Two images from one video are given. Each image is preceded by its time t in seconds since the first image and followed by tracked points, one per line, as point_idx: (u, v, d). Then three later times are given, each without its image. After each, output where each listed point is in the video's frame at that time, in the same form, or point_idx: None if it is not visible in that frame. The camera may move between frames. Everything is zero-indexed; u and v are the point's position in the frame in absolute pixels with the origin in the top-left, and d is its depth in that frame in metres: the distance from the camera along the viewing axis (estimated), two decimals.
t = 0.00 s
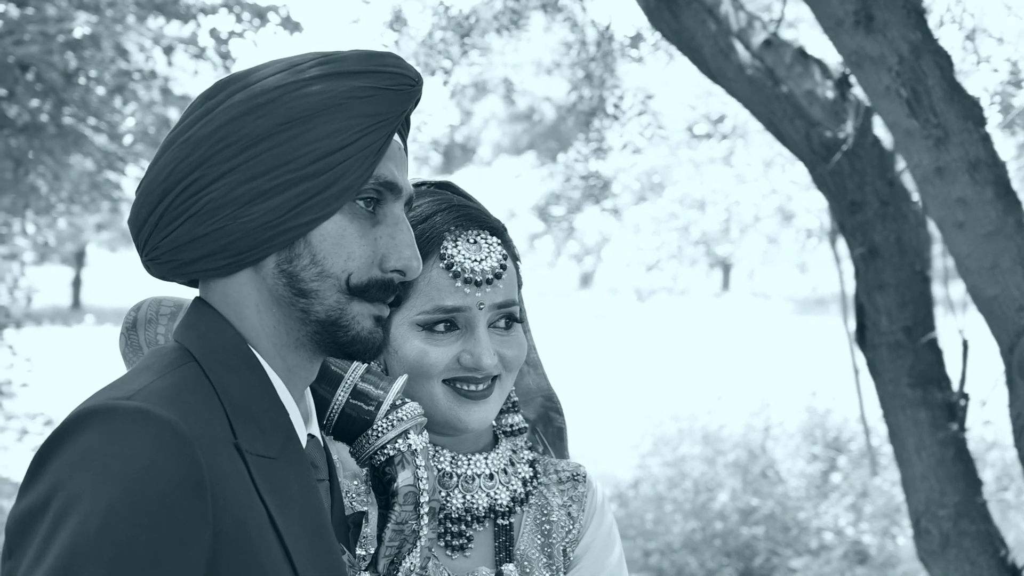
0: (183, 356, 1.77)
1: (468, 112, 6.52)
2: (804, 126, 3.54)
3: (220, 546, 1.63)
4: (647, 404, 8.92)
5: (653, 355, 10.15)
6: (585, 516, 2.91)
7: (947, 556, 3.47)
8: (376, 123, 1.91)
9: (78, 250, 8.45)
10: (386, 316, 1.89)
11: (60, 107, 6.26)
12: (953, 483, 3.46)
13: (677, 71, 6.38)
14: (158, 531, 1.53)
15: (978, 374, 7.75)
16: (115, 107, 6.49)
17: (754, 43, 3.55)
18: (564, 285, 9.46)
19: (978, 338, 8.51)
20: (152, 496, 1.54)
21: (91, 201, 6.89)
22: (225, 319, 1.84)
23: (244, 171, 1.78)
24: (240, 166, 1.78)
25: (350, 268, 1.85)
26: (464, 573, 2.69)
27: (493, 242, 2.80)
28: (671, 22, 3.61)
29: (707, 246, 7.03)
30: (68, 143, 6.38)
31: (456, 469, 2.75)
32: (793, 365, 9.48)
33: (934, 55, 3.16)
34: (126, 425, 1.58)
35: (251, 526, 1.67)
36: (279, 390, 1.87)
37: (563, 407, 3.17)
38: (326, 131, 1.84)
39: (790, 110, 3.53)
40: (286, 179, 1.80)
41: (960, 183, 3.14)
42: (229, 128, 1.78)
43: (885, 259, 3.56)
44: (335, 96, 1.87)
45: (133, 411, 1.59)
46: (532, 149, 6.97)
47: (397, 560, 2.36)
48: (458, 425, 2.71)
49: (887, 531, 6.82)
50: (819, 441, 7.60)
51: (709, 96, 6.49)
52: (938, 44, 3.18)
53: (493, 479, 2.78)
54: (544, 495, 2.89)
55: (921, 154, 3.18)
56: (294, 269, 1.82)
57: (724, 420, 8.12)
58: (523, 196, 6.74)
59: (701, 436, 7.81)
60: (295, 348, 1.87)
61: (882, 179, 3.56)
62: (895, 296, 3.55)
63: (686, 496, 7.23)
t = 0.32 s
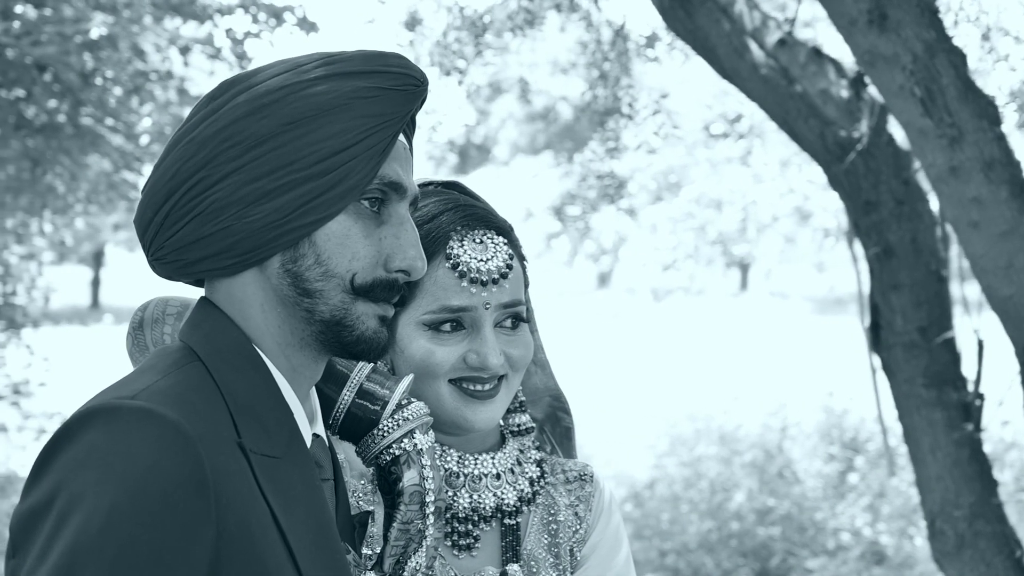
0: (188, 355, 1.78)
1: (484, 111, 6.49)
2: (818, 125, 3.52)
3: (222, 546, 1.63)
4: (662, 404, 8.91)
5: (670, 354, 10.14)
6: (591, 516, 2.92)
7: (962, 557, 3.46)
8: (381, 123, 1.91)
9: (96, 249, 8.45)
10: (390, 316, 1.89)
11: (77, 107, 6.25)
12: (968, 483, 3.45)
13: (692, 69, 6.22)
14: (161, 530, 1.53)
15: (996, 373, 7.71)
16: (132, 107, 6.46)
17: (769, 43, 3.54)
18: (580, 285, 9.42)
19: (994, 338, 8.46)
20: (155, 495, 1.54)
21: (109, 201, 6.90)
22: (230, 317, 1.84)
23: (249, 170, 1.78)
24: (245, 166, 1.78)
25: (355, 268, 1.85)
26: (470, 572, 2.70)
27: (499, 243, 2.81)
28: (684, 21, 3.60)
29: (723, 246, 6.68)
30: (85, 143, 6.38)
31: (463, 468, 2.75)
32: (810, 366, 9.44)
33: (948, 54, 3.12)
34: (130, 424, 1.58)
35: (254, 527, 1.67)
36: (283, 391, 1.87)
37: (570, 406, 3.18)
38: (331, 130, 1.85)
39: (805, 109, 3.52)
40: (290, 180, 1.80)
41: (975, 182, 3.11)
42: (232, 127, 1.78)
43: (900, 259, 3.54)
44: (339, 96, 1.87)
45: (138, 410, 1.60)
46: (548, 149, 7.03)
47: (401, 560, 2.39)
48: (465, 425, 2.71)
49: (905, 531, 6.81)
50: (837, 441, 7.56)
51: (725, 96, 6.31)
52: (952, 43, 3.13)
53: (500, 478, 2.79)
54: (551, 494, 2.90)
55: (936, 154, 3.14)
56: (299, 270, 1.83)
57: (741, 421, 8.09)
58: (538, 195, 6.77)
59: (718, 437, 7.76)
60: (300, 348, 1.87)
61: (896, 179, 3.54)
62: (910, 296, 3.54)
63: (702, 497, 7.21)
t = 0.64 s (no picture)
0: (192, 356, 1.78)
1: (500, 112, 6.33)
2: (832, 125, 3.52)
3: (223, 544, 1.63)
4: (678, 405, 8.86)
5: (686, 353, 10.12)
6: (598, 515, 2.93)
7: (976, 558, 3.44)
8: (384, 124, 1.91)
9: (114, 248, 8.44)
10: (394, 316, 1.89)
11: (94, 108, 6.13)
12: (982, 484, 3.43)
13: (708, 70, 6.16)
14: (161, 530, 1.53)
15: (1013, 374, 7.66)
16: (150, 108, 6.38)
17: (782, 42, 3.53)
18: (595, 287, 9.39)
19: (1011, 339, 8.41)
20: (157, 494, 1.55)
21: (126, 201, 6.89)
22: (234, 317, 1.85)
23: (252, 170, 1.79)
24: (248, 166, 1.78)
25: (358, 268, 1.85)
26: (476, 572, 2.71)
27: (504, 242, 2.82)
28: (698, 21, 3.59)
29: (740, 246, 6.50)
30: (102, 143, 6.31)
31: (469, 467, 2.77)
32: (827, 368, 9.41)
33: (962, 52, 3.05)
34: (132, 424, 1.59)
35: (255, 527, 1.67)
36: (287, 390, 1.88)
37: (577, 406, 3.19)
38: (334, 130, 1.85)
39: (819, 109, 3.51)
40: (294, 180, 1.80)
41: (989, 181, 3.03)
42: (236, 127, 1.79)
43: (915, 258, 3.53)
44: (342, 96, 1.88)
45: (139, 410, 1.60)
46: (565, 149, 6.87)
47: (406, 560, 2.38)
48: (470, 424, 2.72)
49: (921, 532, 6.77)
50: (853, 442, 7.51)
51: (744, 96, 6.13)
52: (966, 41, 3.06)
53: (507, 478, 2.80)
54: (557, 494, 2.92)
55: (949, 153, 3.07)
56: (302, 269, 1.83)
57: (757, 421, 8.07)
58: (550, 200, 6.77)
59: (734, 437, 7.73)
60: (304, 348, 1.87)
61: (911, 178, 3.53)
62: (924, 296, 3.53)
63: (717, 497, 7.19)
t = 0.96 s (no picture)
0: (196, 355, 1.79)
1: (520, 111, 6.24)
2: (847, 124, 3.51)
3: (226, 544, 1.64)
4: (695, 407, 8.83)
5: (705, 352, 10.13)
6: (604, 514, 2.97)
7: (992, 559, 3.40)
8: (388, 124, 1.92)
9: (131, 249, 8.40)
10: (398, 315, 1.90)
11: (112, 108, 6.07)
12: (997, 484, 3.41)
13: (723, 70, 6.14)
14: (164, 529, 1.54)
15: None
16: (167, 109, 6.33)
17: (797, 42, 3.52)
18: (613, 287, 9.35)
19: None
20: (159, 493, 1.55)
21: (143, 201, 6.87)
22: (238, 316, 1.85)
23: (257, 169, 1.79)
24: (252, 166, 1.79)
25: (362, 267, 1.86)
26: (482, 571, 2.77)
27: (510, 242, 2.87)
28: (713, 20, 3.57)
29: (758, 246, 6.49)
30: (120, 143, 6.23)
31: (476, 467, 2.81)
32: (844, 368, 9.41)
33: (976, 51, 3.02)
34: (135, 422, 1.59)
35: (258, 526, 1.67)
36: (291, 390, 1.88)
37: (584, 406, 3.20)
38: (338, 131, 1.86)
39: (834, 108, 3.50)
40: (298, 180, 1.81)
41: (1005, 180, 2.98)
42: (241, 127, 1.80)
43: (929, 258, 3.52)
44: (347, 96, 1.88)
45: (142, 409, 1.61)
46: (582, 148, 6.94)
47: (412, 559, 2.39)
48: (476, 423, 2.77)
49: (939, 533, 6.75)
50: (872, 442, 7.49)
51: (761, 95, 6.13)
52: (980, 40, 3.03)
53: (513, 478, 2.85)
54: (564, 494, 2.96)
55: (964, 153, 3.03)
56: (306, 269, 1.84)
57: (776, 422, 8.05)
58: (570, 199, 6.92)
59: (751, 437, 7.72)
60: (308, 348, 1.87)
61: (925, 177, 3.51)
62: (939, 297, 3.51)
63: (734, 497, 7.16)
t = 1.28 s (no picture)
0: (199, 355, 1.80)
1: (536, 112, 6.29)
2: (862, 124, 3.49)
3: (227, 543, 1.64)
4: (712, 407, 8.82)
5: (722, 352, 10.10)
6: (611, 514, 2.97)
7: (1008, 561, 3.41)
8: (392, 124, 1.92)
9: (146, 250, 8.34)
10: (401, 315, 1.90)
11: (130, 108, 5.92)
12: (1013, 485, 3.40)
13: (737, 70, 6.03)
14: (166, 528, 1.55)
15: None
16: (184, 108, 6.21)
17: (811, 41, 3.50)
18: (630, 287, 9.32)
19: None
20: (161, 492, 1.56)
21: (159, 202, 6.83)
22: (242, 316, 1.86)
23: (260, 169, 1.80)
24: (255, 166, 1.79)
25: (365, 267, 1.87)
26: (489, 570, 2.78)
27: (516, 242, 2.88)
28: (727, 19, 3.51)
29: (776, 246, 6.44)
30: (138, 142, 6.07)
31: (482, 466, 2.83)
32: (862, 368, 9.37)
33: (991, 50, 2.98)
34: (136, 421, 1.60)
35: (261, 525, 1.68)
36: (294, 389, 1.89)
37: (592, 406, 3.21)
38: (341, 131, 1.86)
39: (848, 108, 3.48)
40: (301, 180, 1.81)
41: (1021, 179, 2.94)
42: (244, 127, 1.80)
43: (945, 257, 3.49)
44: (349, 96, 1.89)
45: (144, 408, 1.61)
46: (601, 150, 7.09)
47: (416, 558, 2.42)
48: (483, 422, 2.79)
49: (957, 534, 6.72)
50: (890, 442, 7.47)
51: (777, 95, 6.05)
52: (995, 40, 3.00)
53: (519, 477, 2.86)
54: (571, 494, 2.97)
55: (978, 152, 2.99)
56: (309, 269, 1.84)
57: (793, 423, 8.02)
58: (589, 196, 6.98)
59: (768, 437, 7.71)
60: (311, 348, 1.88)
61: (940, 177, 3.49)
62: (954, 296, 3.48)
63: (751, 497, 7.12)
